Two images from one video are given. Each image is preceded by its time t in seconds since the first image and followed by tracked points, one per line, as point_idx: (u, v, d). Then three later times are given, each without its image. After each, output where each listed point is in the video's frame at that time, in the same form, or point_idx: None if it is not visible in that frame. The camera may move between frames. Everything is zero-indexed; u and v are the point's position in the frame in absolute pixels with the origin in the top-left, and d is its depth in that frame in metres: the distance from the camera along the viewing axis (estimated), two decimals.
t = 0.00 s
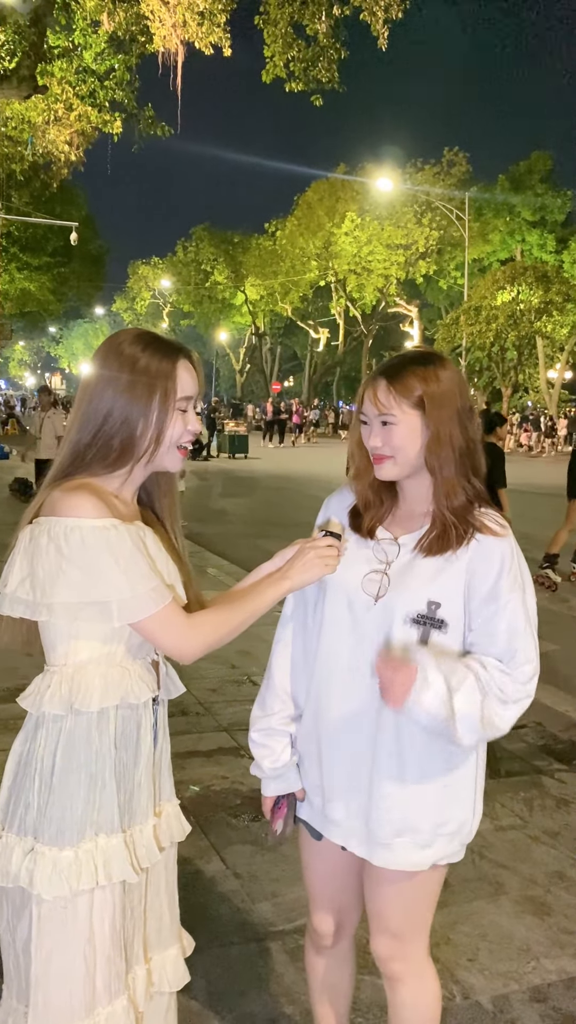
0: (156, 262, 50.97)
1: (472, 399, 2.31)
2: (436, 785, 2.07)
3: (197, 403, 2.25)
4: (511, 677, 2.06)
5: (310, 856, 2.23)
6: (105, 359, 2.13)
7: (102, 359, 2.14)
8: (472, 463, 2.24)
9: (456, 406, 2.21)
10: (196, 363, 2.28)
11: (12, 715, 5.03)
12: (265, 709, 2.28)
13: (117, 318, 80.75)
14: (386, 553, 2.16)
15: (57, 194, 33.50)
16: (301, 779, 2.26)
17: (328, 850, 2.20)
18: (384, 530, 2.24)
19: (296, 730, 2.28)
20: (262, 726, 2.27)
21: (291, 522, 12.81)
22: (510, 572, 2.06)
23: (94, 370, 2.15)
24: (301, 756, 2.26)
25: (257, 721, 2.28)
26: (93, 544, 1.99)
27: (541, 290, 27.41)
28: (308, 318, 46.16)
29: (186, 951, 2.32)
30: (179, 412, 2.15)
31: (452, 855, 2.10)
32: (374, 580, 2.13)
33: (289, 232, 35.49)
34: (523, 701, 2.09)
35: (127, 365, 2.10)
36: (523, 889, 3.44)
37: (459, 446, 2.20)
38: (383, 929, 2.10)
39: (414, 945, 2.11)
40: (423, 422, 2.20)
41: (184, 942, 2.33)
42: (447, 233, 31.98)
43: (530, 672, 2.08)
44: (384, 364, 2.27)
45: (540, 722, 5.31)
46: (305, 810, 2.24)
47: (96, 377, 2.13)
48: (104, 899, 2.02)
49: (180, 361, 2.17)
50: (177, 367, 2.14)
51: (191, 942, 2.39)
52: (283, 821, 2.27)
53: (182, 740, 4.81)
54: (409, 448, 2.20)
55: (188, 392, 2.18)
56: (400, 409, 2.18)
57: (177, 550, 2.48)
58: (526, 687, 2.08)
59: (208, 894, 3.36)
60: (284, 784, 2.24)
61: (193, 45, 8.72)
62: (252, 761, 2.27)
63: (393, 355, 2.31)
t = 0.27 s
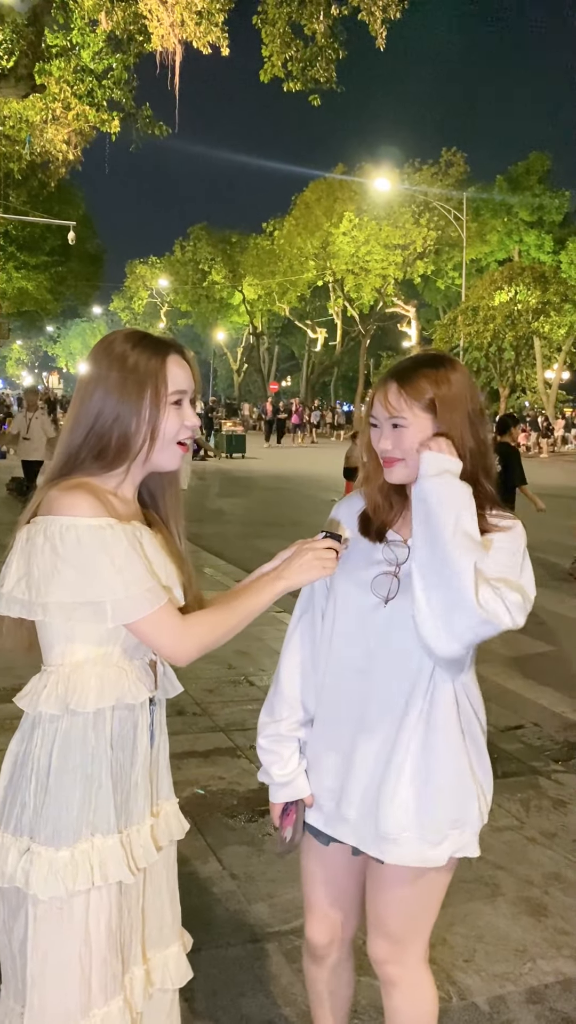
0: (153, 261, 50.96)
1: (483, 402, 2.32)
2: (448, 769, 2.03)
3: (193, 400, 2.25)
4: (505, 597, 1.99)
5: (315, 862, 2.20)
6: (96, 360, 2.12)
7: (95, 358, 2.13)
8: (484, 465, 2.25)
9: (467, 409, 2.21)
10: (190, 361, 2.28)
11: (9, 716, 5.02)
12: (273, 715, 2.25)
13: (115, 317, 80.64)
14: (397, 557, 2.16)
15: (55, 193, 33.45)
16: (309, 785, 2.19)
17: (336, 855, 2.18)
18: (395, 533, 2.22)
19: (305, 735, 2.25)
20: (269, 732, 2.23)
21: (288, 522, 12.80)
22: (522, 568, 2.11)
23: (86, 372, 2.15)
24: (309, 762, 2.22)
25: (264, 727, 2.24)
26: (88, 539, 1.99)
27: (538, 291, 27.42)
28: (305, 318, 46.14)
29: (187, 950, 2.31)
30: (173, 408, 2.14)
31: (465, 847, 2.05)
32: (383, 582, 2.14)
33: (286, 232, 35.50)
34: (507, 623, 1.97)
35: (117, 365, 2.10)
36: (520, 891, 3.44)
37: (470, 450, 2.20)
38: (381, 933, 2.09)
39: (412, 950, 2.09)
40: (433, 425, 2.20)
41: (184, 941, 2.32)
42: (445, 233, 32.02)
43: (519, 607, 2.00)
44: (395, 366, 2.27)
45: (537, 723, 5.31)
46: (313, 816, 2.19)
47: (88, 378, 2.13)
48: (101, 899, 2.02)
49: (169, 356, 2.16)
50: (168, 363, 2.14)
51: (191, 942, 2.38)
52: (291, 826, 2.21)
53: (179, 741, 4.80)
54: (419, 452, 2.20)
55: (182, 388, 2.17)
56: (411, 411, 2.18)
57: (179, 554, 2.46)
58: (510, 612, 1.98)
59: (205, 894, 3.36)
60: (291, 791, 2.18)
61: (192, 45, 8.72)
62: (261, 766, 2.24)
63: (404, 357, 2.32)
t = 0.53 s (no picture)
0: (153, 260, 50.97)
1: (488, 400, 2.34)
2: (439, 756, 2.03)
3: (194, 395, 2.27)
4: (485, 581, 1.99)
5: (318, 855, 2.21)
6: (96, 357, 2.12)
7: (94, 356, 2.14)
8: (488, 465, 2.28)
9: (471, 407, 2.24)
10: (188, 357, 2.30)
11: (9, 713, 5.04)
12: (273, 706, 2.26)
13: (114, 316, 80.64)
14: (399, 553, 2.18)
15: (55, 192, 33.47)
16: (308, 776, 2.20)
17: (337, 849, 2.18)
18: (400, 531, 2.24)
19: (305, 727, 2.26)
20: (270, 722, 2.24)
21: (289, 521, 12.80)
22: (512, 563, 2.09)
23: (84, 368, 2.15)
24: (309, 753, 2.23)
25: (265, 717, 2.26)
26: (73, 530, 1.97)
27: (538, 289, 27.44)
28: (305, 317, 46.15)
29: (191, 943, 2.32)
30: (174, 404, 2.16)
31: (456, 835, 2.03)
32: (383, 576, 2.15)
33: (286, 231, 35.55)
34: (480, 608, 1.97)
35: (117, 362, 2.10)
36: (519, 888, 3.45)
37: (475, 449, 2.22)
38: (383, 926, 2.10)
39: (414, 944, 2.10)
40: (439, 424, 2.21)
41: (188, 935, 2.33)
42: (445, 232, 32.05)
43: (497, 596, 2.00)
44: (402, 364, 2.28)
45: (536, 721, 5.32)
46: (311, 807, 2.19)
47: (87, 374, 2.13)
48: (104, 894, 2.02)
49: (170, 351, 2.19)
50: (169, 359, 2.15)
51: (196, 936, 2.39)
52: (287, 816, 2.22)
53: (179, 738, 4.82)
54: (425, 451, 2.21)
55: (182, 384, 2.19)
56: (417, 411, 2.19)
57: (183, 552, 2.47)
58: (486, 599, 1.98)
59: (204, 890, 3.37)
60: (289, 781, 2.18)
61: (191, 44, 8.73)
62: (261, 757, 2.25)
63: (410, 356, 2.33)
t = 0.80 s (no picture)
0: (154, 259, 50.98)
1: (491, 398, 2.33)
2: (439, 749, 2.03)
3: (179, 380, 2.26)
4: (487, 575, 1.98)
5: (323, 850, 2.20)
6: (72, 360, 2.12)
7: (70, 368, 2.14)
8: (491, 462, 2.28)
9: (475, 405, 2.23)
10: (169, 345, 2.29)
11: (11, 711, 5.03)
12: (273, 702, 2.25)
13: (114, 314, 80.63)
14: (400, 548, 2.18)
15: (55, 190, 33.45)
16: (308, 772, 2.19)
17: (341, 845, 2.17)
18: (401, 527, 2.23)
19: (305, 723, 2.25)
20: (270, 718, 2.23)
21: (290, 520, 12.79)
22: (515, 559, 2.08)
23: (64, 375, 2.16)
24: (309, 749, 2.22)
25: (264, 714, 2.25)
26: (79, 525, 1.92)
27: (539, 288, 27.42)
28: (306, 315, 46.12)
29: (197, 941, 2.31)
30: (160, 389, 2.15)
31: (457, 828, 2.02)
32: (386, 571, 2.14)
33: (287, 230, 35.52)
34: (481, 600, 1.97)
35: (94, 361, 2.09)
36: (521, 886, 3.44)
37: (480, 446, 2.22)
38: (393, 920, 2.09)
39: (424, 937, 2.10)
40: (443, 422, 2.20)
41: (196, 934, 2.32)
42: (446, 230, 32.08)
43: (499, 589, 1.99)
44: (405, 363, 2.27)
45: (538, 719, 5.31)
46: (313, 802, 2.19)
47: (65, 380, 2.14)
48: (106, 891, 2.01)
49: (148, 340, 2.18)
50: (147, 348, 2.15)
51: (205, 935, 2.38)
52: (289, 812, 2.21)
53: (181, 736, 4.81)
54: (428, 448, 2.20)
55: (166, 369, 2.18)
56: (420, 408, 2.18)
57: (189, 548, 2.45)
58: (488, 591, 1.97)
59: (207, 888, 3.37)
60: (290, 777, 2.18)
61: (192, 41, 8.71)
62: (262, 753, 2.24)
63: (414, 354, 2.32)
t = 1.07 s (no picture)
0: (154, 256, 50.95)
1: (488, 396, 2.33)
2: (436, 744, 2.03)
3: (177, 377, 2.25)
4: (482, 570, 1.98)
5: (321, 846, 2.20)
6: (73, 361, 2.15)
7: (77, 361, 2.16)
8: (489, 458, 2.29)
9: (472, 401, 2.23)
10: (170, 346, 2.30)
11: (11, 709, 5.04)
12: (272, 699, 2.25)
13: (115, 312, 80.60)
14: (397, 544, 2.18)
15: (55, 187, 33.43)
16: (308, 768, 2.20)
17: (339, 842, 2.17)
18: (398, 524, 2.23)
19: (304, 720, 2.26)
20: (269, 715, 2.24)
21: (291, 517, 12.79)
22: (512, 554, 2.09)
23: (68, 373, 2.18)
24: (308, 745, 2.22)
25: (264, 710, 2.25)
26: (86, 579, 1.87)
27: (540, 285, 27.42)
28: (306, 313, 46.10)
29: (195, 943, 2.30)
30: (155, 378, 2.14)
31: (454, 824, 2.02)
32: (383, 567, 2.15)
33: (288, 227, 35.50)
34: (479, 595, 1.96)
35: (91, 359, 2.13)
36: (521, 884, 3.45)
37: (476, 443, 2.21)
38: (392, 918, 2.10)
39: (422, 934, 2.10)
40: (439, 418, 2.20)
41: (194, 935, 2.32)
42: (447, 227, 32.07)
43: (496, 582, 1.99)
44: (402, 361, 2.27)
45: (538, 717, 5.31)
46: (312, 798, 2.19)
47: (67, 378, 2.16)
48: (104, 891, 2.00)
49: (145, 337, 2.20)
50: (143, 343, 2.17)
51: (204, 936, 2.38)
52: (288, 808, 2.21)
53: (181, 734, 4.81)
54: (424, 444, 2.19)
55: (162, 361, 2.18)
56: (415, 405, 2.18)
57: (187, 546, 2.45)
58: (484, 584, 1.97)
59: (207, 886, 3.37)
60: (289, 773, 2.18)
61: (192, 38, 8.70)
62: (261, 750, 2.24)
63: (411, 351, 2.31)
